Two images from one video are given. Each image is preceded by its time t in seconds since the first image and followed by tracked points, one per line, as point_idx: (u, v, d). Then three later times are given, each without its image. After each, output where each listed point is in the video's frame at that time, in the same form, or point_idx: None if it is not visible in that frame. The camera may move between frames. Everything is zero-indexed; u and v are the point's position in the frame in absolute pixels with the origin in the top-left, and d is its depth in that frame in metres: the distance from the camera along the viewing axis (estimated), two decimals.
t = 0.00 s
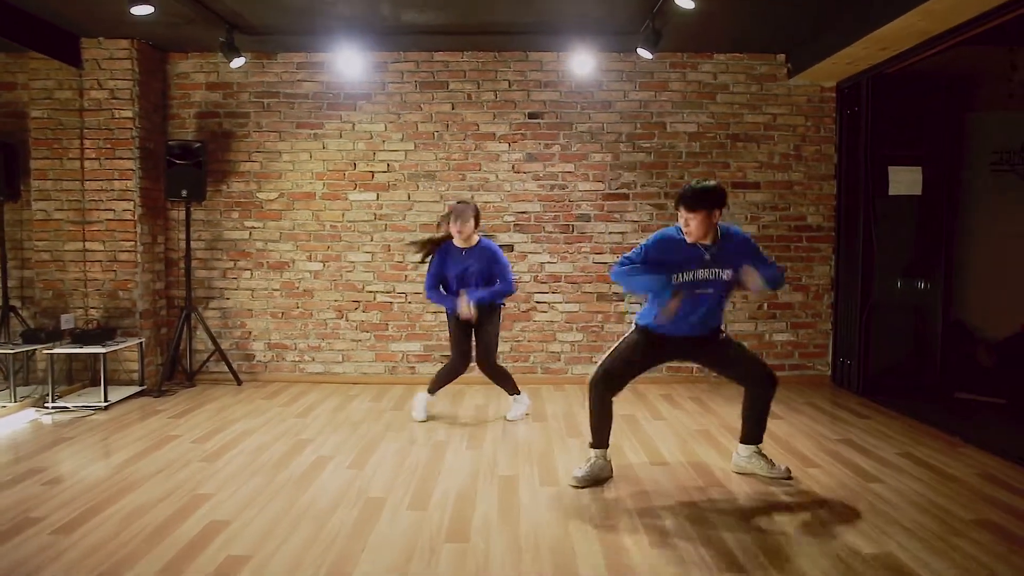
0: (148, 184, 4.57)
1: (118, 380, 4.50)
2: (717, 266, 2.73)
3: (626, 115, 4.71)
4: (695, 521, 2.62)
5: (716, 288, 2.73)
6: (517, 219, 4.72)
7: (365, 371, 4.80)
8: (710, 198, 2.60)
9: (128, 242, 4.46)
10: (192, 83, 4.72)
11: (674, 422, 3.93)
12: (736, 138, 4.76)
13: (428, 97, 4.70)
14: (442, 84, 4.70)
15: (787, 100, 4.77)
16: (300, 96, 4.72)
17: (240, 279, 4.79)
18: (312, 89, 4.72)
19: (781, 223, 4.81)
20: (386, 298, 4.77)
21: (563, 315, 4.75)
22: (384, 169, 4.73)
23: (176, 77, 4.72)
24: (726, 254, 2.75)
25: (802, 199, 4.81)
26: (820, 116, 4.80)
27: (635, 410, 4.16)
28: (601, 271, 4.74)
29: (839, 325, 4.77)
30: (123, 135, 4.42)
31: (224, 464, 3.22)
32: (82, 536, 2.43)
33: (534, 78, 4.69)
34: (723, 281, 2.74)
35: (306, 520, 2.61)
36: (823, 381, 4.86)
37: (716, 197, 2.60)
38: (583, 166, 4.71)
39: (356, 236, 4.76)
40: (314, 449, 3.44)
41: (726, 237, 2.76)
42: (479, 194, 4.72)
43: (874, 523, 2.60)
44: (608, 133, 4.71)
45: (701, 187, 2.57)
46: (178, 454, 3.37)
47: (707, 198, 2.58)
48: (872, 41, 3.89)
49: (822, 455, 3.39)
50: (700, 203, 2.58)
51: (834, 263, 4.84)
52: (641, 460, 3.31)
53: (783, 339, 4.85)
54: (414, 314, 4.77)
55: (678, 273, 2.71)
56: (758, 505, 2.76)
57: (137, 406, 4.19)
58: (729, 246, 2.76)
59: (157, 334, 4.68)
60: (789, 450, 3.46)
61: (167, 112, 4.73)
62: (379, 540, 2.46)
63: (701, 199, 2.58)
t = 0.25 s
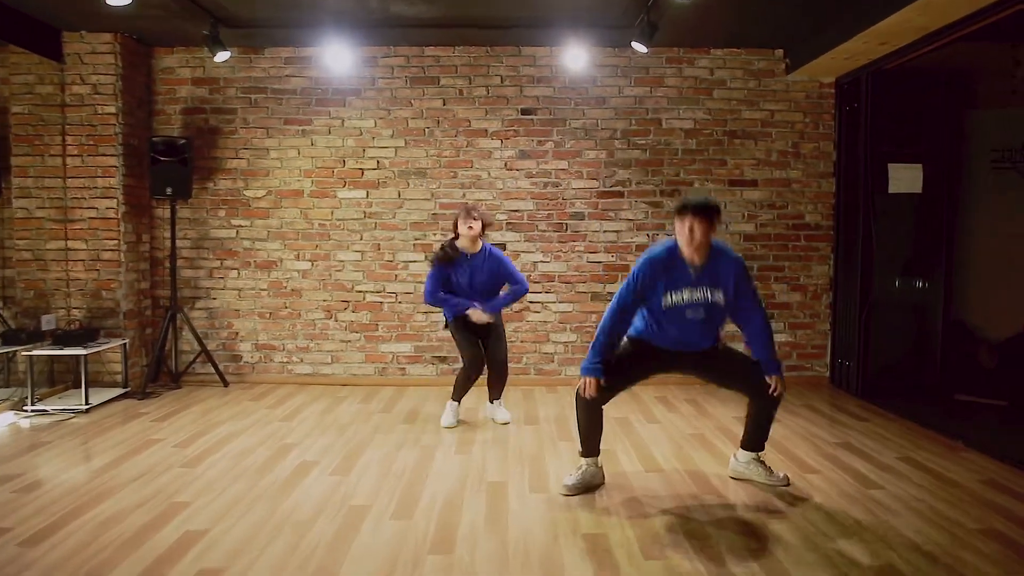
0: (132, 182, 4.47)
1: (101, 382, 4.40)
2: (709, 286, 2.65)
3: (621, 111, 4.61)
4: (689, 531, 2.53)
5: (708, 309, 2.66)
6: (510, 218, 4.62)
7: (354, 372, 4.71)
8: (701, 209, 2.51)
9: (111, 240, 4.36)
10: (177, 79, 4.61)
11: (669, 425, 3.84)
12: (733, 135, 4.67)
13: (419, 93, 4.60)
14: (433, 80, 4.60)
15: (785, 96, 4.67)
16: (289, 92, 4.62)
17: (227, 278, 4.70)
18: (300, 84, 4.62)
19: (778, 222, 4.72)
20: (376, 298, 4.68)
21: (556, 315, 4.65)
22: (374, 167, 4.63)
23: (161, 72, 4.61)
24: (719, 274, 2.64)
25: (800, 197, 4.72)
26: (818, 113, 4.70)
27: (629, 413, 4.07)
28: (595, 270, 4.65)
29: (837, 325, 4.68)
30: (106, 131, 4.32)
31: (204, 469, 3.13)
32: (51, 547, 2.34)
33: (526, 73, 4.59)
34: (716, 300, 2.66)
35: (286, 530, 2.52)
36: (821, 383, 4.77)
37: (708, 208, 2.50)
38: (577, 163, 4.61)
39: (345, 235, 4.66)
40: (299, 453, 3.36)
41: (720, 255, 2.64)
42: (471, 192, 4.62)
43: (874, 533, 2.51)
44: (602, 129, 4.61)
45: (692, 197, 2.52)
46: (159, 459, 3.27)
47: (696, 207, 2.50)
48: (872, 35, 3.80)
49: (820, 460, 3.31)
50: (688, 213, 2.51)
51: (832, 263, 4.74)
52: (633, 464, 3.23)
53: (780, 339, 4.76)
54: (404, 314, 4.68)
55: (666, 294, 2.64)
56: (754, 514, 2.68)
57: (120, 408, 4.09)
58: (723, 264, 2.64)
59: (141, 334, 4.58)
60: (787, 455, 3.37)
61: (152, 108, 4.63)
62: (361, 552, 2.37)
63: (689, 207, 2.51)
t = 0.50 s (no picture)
0: (111, 179, 4.38)
1: (80, 384, 4.31)
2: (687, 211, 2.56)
3: (611, 107, 4.52)
4: (674, 540, 2.44)
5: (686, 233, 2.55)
6: (497, 216, 4.53)
7: (339, 374, 4.62)
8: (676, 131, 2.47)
9: (90, 239, 4.27)
10: (158, 74, 4.52)
11: (658, 428, 3.75)
12: (725, 132, 4.58)
13: (404, 89, 4.51)
14: (419, 75, 4.51)
15: (778, 92, 4.59)
16: (271, 87, 4.53)
17: (210, 278, 4.61)
18: (283, 80, 4.53)
19: (771, 220, 4.63)
20: (361, 298, 4.59)
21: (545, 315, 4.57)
22: (359, 164, 4.54)
23: (141, 68, 4.52)
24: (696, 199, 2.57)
25: (793, 194, 4.63)
26: (812, 109, 4.61)
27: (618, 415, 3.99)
28: (585, 269, 4.56)
29: (832, 325, 4.59)
30: (84, 128, 4.23)
31: (178, 475, 3.05)
32: (10, 557, 2.25)
33: (514, 68, 4.50)
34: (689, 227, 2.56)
35: (257, 539, 2.43)
36: (815, 384, 4.68)
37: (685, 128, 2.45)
38: (566, 161, 4.53)
39: (330, 234, 4.57)
40: (277, 458, 3.27)
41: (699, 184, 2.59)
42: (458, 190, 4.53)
43: (866, 543, 2.43)
44: (592, 126, 4.52)
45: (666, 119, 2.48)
46: (132, 464, 3.19)
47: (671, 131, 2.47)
48: (866, 29, 3.71)
49: (812, 465, 3.22)
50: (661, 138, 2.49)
51: (826, 262, 4.66)
52: (620, 470, 3.14)
53: (773, 340, 4.67)
54: (390, 315, 4.59)
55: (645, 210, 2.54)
56: (742, 522, 2.59)
57: (98, 411, 4.00)
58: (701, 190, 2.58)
59: (122, 335, 4.49)
60: (778, 460, 3.29)
61: (132, 104, 4.54)
62: (333, 562, 2.28)
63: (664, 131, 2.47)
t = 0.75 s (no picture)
0: (95, 178, 4.34)
1: (64, 384, 4.27)
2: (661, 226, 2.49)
3: (601, 105, 4.49)
4: (657, 545, 2.41)
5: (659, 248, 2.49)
6: (486, 215, 4.50)
7: (327, 374, 4.59)
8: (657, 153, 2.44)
9: (74, 238, 4.23)
10: (144, 72, 4.48)
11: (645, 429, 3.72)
12: (716, 130, 4.54)
13: (392, 87, 4.47)
14: (407, 73, 4.46)
15: (769, 90, 4.55)
16: (258, 85, 4.49)
17: (196, 278, 4.57)
18: (270, 77, 4.48)
19: (762, 219, 4.60)
20: (349, 297, 4.56)
21: (533, 315, 4.53)
22: (347, 163, 4.50)
23: (126, 65, 4.47)
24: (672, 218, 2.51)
25: (784, 194, 4.60)
26: (804, 107, 4.58)
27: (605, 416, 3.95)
28: (574, 269, 4.53)
29: (823, 325, 4.56)
30: (68, 126, 4.19)
31: (158, 477, 3.01)
32: None
33: (503, 66, 4.46)
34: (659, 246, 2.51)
35: (233, 544, 2.39)
36: (806, 385, 4.66)
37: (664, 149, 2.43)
38: (555, 159, 4.49)
39: (317, 233, 4.53)
40: (259, 460, 3.23)
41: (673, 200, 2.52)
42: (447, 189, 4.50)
43: (851, 547, 2.39)
44: (581, 124, 4.48)
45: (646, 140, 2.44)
46: (112, 466, 3.15)
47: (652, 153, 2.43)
48: (856, 26, 3.68)
49: (800, 467, 3.19)
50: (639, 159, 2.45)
51: (818, 262, 4.62)
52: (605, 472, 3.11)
53: (764, 340, 4.64)
54: (378, 315, 4.55)
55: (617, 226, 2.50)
56: (726, 527, 2.56)
57: (81, 412, 3.96)
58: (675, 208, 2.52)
59: (107, 335, 4.45)
60: (765, 461, 3.26)
61: (117, 102, 4.50)
62: (309, 568, 2.25)
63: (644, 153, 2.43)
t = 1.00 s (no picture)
0: (82, 178, 4.34)
1: (52, 384, 4.28)
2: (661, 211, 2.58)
3: (587, 105, 4.50)
4: (634, 542, 2.42)
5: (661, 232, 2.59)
6: (472, 215, 4.51)
7: (315, 373, 4.60)
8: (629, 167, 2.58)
9: (61, 238, 4.23)
10: (130, 72, 4.48)
11: (629, 427, 3.74)
12: (702, 130, 4.56)
13: (379, 86, 4.48)
14: (394, 73, 4.47)
15: (755, 90, 4.57)
16: (245, 85, 4.49)
17: (184, 277, 4.57)
18: (257, 77, 4.49)
19: (748, 218, 4.62)
20: (336, 297, 4.57)
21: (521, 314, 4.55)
22: (334, 162, 4.51)
23: (113, 65, 4.48)
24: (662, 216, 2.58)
25: (770, 193, 4.62)
26: (790, 107, 4.60)
27: (591, 414, 3.97)
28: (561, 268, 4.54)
29: (808, 324, 4.59)
30: (54, 126, 4.19)
31: (142, 477, 3.02)
32: None
33: (490, 66, 4.47)
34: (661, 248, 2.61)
35: (213, 543, 2.41)
36: (792, 383, 4.68)
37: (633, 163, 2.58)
38: (542, 159, 4.50)
39: (305, 232, 4.54)
40: (244, 459, 3.25)
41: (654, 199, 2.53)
42: (434, 189, 4.51)
43: (827, 544, 2.41)
44: (568, 124, 4.50)
45: (616, 153, 2.60)
46: (96, 465, 3.16)
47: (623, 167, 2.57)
48: (839, 27, 3.70)
49: (781, 465, 3.21)
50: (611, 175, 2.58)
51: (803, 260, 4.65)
52: (586, 470, 3.13)
53: (750, 339, 4.67)
54: (366, 314, 4.57)
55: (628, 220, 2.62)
56: (704, 524, 2.58)
57: (67, 411, 3.97)
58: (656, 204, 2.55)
59: (94, 335, 4.46)
60: (747, 459, 3.29)
61: (104, 102, 4.50)
62: (288, 565, 2.26)
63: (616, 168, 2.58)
